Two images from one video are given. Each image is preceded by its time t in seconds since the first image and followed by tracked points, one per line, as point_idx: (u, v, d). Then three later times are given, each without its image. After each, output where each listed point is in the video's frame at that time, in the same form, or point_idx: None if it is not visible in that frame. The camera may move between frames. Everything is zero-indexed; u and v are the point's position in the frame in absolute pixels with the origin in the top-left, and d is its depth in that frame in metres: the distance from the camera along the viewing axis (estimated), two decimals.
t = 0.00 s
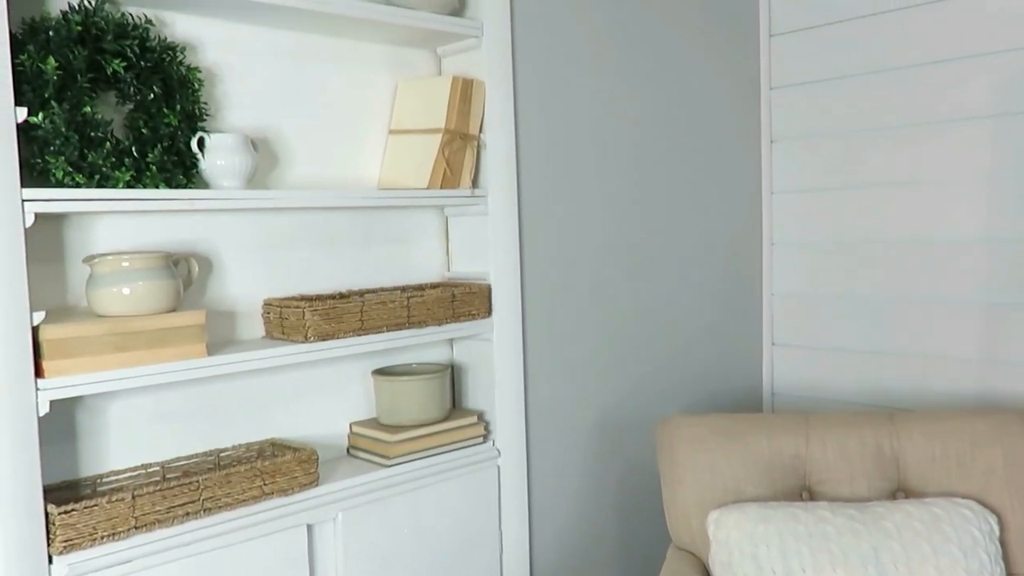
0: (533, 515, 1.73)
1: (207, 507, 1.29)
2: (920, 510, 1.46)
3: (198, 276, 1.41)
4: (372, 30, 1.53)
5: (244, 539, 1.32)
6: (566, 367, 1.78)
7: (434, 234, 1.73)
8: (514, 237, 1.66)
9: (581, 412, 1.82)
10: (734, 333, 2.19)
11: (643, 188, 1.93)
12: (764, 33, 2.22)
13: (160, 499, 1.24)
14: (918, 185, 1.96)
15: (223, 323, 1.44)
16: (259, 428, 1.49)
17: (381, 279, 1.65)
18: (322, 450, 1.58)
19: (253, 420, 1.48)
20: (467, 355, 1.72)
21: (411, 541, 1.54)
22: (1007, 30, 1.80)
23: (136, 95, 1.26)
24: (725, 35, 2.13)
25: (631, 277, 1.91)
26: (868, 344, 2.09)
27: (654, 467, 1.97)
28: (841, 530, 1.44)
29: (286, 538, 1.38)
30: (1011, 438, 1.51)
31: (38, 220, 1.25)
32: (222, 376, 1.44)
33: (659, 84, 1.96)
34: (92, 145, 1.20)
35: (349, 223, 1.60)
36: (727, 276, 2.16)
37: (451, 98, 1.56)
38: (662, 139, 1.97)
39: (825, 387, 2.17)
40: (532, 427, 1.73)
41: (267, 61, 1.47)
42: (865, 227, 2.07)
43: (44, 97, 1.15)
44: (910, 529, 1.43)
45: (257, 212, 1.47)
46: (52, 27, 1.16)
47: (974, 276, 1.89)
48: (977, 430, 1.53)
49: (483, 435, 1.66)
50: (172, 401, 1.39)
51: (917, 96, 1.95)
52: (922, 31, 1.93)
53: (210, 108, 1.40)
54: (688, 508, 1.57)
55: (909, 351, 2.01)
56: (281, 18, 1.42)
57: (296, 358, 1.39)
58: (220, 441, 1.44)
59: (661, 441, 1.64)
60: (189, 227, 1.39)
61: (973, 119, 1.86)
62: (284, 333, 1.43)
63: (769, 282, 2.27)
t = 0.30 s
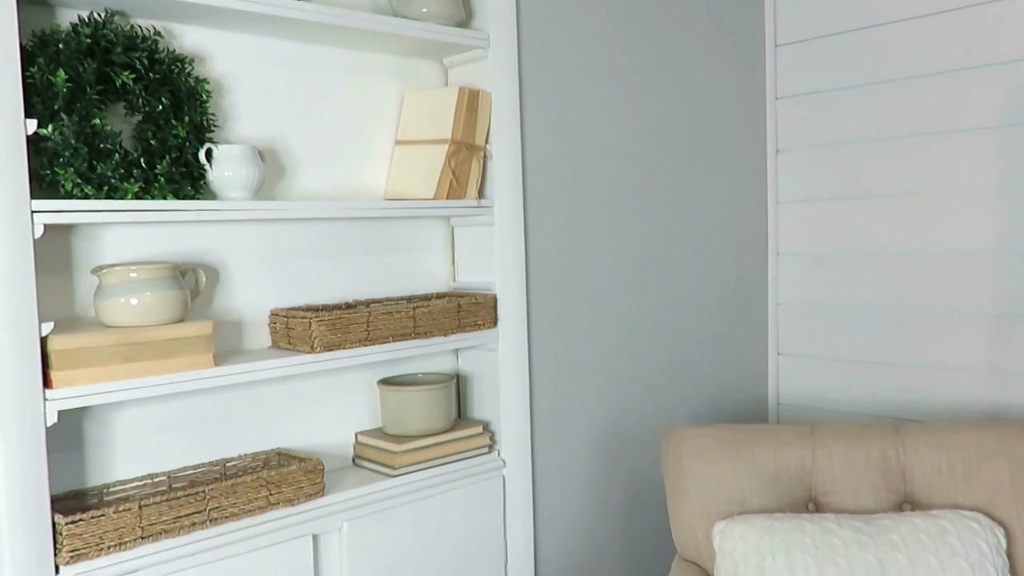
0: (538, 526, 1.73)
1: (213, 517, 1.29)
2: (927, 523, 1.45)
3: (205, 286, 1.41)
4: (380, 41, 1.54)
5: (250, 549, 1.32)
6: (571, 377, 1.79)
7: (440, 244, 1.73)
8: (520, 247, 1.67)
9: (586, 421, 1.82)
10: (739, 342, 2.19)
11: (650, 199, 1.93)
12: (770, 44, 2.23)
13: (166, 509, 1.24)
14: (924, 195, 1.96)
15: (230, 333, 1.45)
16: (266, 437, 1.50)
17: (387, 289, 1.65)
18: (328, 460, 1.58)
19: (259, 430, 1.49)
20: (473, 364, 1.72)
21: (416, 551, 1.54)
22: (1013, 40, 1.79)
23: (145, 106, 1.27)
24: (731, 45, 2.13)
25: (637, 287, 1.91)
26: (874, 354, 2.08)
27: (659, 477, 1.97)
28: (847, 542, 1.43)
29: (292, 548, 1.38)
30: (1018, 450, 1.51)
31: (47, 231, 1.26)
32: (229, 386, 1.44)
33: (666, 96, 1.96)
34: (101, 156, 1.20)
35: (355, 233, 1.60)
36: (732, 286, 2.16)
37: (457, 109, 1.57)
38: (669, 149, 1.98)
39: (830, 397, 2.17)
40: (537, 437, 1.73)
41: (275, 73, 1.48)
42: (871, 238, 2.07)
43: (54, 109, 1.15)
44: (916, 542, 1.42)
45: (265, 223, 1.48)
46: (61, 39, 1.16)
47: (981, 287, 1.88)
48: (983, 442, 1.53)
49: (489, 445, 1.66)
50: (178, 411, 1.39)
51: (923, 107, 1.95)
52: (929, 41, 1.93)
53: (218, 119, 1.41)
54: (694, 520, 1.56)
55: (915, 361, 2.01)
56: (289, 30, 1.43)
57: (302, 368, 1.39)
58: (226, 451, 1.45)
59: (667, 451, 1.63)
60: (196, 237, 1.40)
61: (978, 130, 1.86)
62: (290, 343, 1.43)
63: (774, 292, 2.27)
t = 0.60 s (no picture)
0: (544, 535, 1.73)
1: (220, 526, 1.30)
2: (934, 534, 1.45)
3: (213, 295, 1.42)
4: (388, 51, 1.55)
5: (256, 558, 1.32)
6: (577, 386, 1.79)
7: (446, 253, 1.74)
8: (527, 256, 1.67)
9: (592, 430, 1.82)
10: (746, 352, 2.19)
11: (656, 207, 1.94)
12: (776, 54, 2.23)
13: (173, 518, 1.25)
14: (931, 205, 1.96)
15: (237, 341, 1.45)
16: (272, 446, 1.50)
17: (394, 297, 1.66)
18: (334, 469, 1.58)
19: (266, 438, 1.49)
20: (479, 373, 1.72)
21: (422, 561, 1.54)
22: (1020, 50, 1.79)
23: (154, 116, 1.28)
24: (738, 55, 2.14)
25: (643, 296, 1.91)
26: (881, 364, 2.08)
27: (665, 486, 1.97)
28: (854, 554, 1.42)
29: (297, 558, 1.38)
30: None
31: (56, 240, 1.27)
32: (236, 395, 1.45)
33: (673, 105, 1.97)
34: (111, 166, 1.21)
35: (363, 242, 1.60)
36: (739, 295, 2.15)
37: (464, 118, 1.57)
38: (675, 158, 1.98)
39: (837, 406, 2.17)
40: (543, 446, 1.72)
41: (284, 83, 1.49)
42: (877, 247, 2.07)
43: (64, 119, 1.16)
44: (924, 553, 1.42)
45: (272, 232, 1.48)
46: (72, 50, 1.17)
47: (988, 297, 1.88)
48: (991, 453, 1.53)
49: (495, 454, 1.66)
50: (185, 419, 1.39)
51: (930, 116, 1.95)
52: (935, 51, 1.93)
53: (227, 129, 1.42)
54: (700, 530, 1.55)
55: (922, 371, 2.00)
56: (298, 41, 1.44)
57: (309, 377, 1.39)
58: (233, 460, 1.45)
59: (673, 460, 1.63)
60: (204, 246, 1.40)
61: (986, 139, 1.86)
62: (297, 351, 1.44)
63: (781, 301, 2.27)
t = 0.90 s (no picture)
0: (553, 545, 1.73)
1: (229, 537, 1.30)
2: (946, 546, 1.44)
3: (223, 305, 1.42)
4: (397, 63, 1.55)
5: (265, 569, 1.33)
6: (586, 395, 1.78)
7: (455, 263, 1.74)
8: (536, 266, 1.67)
9: (601, 440, 1.82)
10: (755, 361, 2.18)
11: (665, 217, 1.94)
12: (785, 63, 2.23)
13: (183, 529, 1.25)
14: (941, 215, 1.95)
15: (247, 352, 1.45)
16: (281, 456, 1.50)
17: (402, 308, 1.66)
18: (343, 479, 1.58)
19: (275, 448, 1.49)
20: (487, 384, 1.72)
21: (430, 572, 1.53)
22: None
23: (166, 128, 1.28)
24: (746, 65, 2.14)
25: (652, 307, 1.91)
26: (891, 374, 2.07)
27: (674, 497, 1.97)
28: (865, 567, 1.42)
29: (307, 569, 1.38)
30: None
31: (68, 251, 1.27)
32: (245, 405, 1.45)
33: (681, 115, 1.97)
34: (123, 178, 1.22)
35: (372, 252, 1.61)
36: (747, 304, 2.15)
37: (473, 129, 1.57)
38: (684, 168, 1.98)
39: (847, 416, 2.16)
40: (552, 457, 1.72)
41: (294, 95, 1.49)
42: (887, 257, 2.06)
43: (77, 132, 1.17)
44: (936, 566, 1.41)
45: (282, 243, 1.49)
46: (85, 63, 1.18)
47: (999, 307, 1.87)
48: (1003, 465, 1.52)
49: (504, 464, 1.65)
50: (195, 429, 1.40)
51: (940, 126, 1.94)
52: (944, 61, 1.93)
53: (237, 140, 1.42)
54: (709, 541, 1.54)
55: (933, 381, 1.99)
56: (309, 53, 1.45)
57: (318, 387, 1.39)
58: (242, 470, 1.45)
59: (682, 471, 1.62)
60: (214, 257, 1.41)
61: (996, 149, 1.85)
62: (306, 362, 1.44)
63: (790, 310, 2.27)
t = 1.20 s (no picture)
0: (561, 551, 1.72)
1: (239, 544, 1.30)
2: (957, 553, 1.43)
3: (232, 312, 1.43)
4: (405, 69, 1.56)
5: None
6: (594, 401, 1.78)
7: (463, 269, 1.74)
8: (544, 272, 1.67)
9: (609, 446, 1.81)
10: (763, 366, 2.18)
11: (672, 222, 1.94)
12: (793, 68, 2.23)
13: (193, 536, 1.25)
14: (950, 219, 1.94)
15: (256, 358, 1.46)
16: (290, 462, 1.50)
17: (410, 314, 1.66)
18: (351, 485, 1.58)
19: (284, 455, 1.49)
20: (495, 389, 1.72)
21: None
22: None
23: (176, 136, 1.29)
24: (754, 69, 2.13)
25: (660, 312, 1.91)
26: (900, 379, 2.06)
27: (683, 503, 1.96)
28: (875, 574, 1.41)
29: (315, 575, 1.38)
30: None
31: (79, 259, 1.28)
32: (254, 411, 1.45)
33: (689, 121, 1.97)
34: (133, 186, 1.22)
35: (380, 259, 1.61)
36: (755, 309, 2.15)
37: (482, 135, 1.57)
38: (692, 173, 1.98)
39: (856, 422, 2.15)
40: (560, 462, 1.72)
41: (303, 102, 1.50)
42: (895, 261, 2.05)
43: (88, 140, 1.18)
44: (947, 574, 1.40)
45: (290, 249, 1.49)
46: (96, 71, 1.19)
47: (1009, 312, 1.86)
48: (1014, 472, 1.51)
49: (512, 470, 1.65)
50: (205, 436, 1.40)
51: (949, 130, 1.93)
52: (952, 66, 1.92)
53: (246, 147, 1.43)
54: (718, 548, 1.53)
55: (942, 387, 1.98)
56: (317, 60, 1.45)
57: (327, 393, 1.40)
58: (251, 476, 1.45)
59: (691, 477, 1.61)
60: (223, 264, 1.41)
61: (1006, 154, 1.84)
62: (315, 368, 1.44)
63: (798, 315, 2.26)
